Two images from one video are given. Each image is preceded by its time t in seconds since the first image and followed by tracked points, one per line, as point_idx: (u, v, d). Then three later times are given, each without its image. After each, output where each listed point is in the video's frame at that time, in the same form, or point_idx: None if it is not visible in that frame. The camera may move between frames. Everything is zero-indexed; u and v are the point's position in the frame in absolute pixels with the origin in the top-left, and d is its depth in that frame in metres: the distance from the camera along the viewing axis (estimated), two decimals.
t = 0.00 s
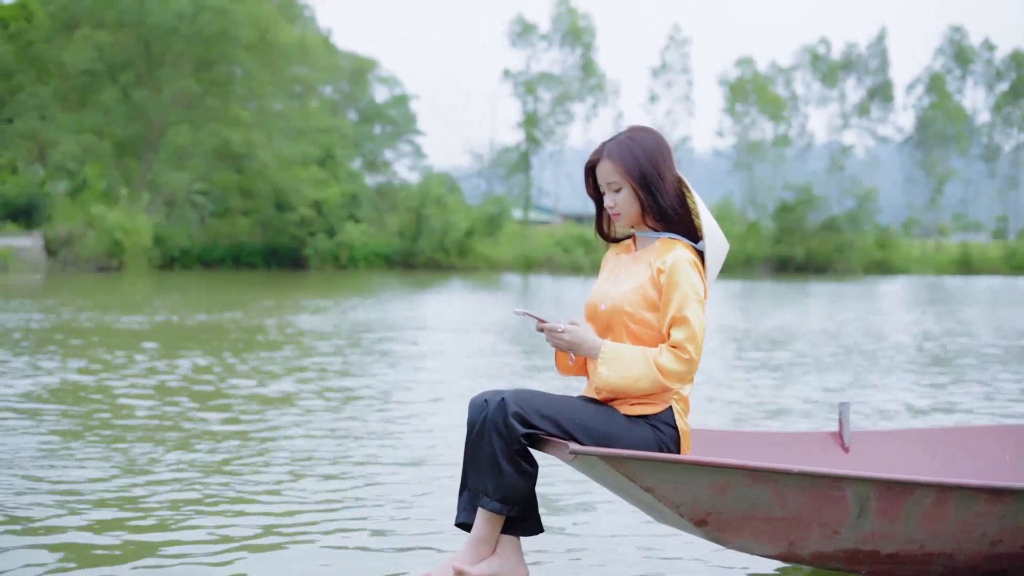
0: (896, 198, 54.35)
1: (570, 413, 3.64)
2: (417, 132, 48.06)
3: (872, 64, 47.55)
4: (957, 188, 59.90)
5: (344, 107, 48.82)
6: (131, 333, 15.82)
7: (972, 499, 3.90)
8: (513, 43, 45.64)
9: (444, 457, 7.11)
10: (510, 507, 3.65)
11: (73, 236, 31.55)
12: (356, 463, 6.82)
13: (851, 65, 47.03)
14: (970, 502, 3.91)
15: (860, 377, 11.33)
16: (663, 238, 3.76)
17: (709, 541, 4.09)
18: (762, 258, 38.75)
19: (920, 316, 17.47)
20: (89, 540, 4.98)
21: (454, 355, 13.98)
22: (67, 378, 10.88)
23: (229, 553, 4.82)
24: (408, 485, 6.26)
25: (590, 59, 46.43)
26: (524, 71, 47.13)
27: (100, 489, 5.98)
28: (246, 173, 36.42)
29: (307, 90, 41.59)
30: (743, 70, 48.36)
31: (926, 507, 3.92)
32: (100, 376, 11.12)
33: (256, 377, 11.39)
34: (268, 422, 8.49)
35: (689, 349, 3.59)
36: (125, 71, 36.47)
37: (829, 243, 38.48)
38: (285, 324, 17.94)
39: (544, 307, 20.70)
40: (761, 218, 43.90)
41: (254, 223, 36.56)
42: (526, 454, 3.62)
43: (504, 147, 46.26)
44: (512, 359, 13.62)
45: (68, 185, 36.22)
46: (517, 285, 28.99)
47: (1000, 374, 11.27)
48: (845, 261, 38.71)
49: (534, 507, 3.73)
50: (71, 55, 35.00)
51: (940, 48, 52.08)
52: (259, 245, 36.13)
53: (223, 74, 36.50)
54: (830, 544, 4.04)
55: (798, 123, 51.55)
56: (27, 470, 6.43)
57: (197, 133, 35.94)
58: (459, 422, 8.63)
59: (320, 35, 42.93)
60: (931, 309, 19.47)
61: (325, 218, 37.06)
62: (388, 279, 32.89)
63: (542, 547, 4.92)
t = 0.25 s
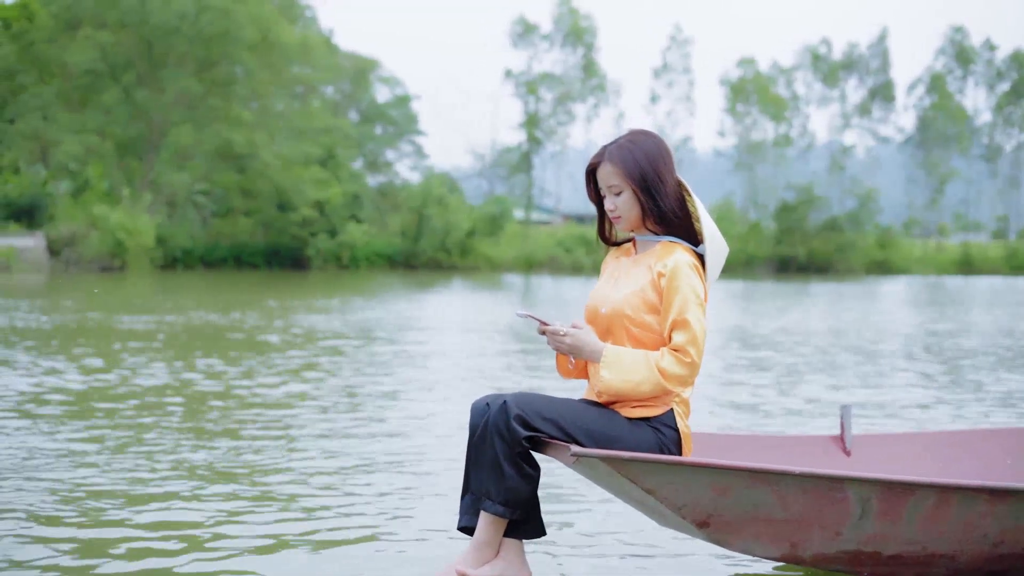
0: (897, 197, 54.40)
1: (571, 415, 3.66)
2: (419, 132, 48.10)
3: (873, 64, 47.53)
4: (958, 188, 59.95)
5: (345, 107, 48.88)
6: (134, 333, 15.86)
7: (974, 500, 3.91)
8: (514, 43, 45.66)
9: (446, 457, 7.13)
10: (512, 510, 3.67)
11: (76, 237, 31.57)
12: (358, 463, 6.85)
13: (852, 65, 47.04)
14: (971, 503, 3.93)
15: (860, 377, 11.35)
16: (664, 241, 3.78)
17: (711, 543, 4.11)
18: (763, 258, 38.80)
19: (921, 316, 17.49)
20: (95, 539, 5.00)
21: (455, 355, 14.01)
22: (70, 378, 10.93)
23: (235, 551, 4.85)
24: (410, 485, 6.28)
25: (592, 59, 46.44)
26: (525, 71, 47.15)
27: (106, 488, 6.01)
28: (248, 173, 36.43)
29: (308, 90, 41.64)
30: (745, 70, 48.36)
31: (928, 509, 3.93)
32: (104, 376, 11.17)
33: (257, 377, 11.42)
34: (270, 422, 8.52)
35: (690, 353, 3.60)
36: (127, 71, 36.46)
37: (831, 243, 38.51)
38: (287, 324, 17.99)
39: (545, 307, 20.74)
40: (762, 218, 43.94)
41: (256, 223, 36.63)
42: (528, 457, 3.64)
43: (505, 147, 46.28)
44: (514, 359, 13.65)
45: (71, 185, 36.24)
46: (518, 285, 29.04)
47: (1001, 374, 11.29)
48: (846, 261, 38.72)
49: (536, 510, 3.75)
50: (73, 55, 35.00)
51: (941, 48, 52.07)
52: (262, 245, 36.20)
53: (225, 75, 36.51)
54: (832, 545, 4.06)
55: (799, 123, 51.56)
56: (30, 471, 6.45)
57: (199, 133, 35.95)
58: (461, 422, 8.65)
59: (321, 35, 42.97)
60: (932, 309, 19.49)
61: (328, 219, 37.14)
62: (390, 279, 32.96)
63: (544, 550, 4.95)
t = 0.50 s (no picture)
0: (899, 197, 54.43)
1: (572, 417, 3.67)
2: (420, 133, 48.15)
3: (874, 64, 47.48)
4: (959, 188, 60.02)
5: (346, 107, 48.95)
6: (136, 333, 15.90)
7: (975, 501, 3.93)
8: (516, 44, 45.67)
9: (448, 457, 7.16)
10: (514, 513, 3.68)
11: (78, 237, 31.61)
12: (359, 464, 6.87)
13: (854, 66, 47.02)
14: (971, 504, 3.94)
15: (860, 377, 11.37)
16: (664, 244, 3.79)
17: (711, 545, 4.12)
18: (764, 258, 38.81)
19: (922, 316, 17.50)
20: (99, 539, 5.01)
21: (455, 355, 14.04)
22: (74, 377, 10.98)
23: (240, 552, 4.86)
24: (413, 485, 6.30)
25: (593, 59, 46.44)
26: (527, 72, 47.15)
27: (109, 489, 6.02)
28: (250, 173, 36.45)
29: (309, 90, 41.68)
30: (746, 70, 48.36)
31: (929, 510, 3.95)
32: (107, 376, 11.21)
33: (258, 377, 11.45)
34: (273, 421, 8.55)
35: (691, 356, 3.61)
36: (129, 71, 36.43)
37: (832, 243, 38.52)
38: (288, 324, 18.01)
39: (546, 307, 20.77)
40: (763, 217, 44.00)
41: (257, 223, 36.70)
42: (530, 460, 3.66)
43: (507, 147, 46.28)
44: (515, 359, 13.69)
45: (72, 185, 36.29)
46: (520, 285, 29.08)
47: (1001, 373, 11.31)
48: (847, 261, 38.72)
49: (539, 513, 3.77)
50: (75, 55, 35.01)
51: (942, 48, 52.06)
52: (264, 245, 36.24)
53: (227, 75, 36.50)
54: (832, 546, 4.07)
55: (801, 123, 51.55)
56: (31, 471, 6.46)
57: (201, 133, 35.95)
58: (463, 423, 8.68)
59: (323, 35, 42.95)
60: (932, 309, 19.51)
61: (330, 218, 37.19)
62: (392, 279, 32.99)
63: (545, 552, 4.96)
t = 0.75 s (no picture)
0: (900, 198, 54.42)
1: (572, 419, 3.65)
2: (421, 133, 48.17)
3: (876, 65, 47.42)
4: (960, 188, 60.01)
5: (348, 106, 48.99)
6: (135, 333, 15.92)
7: (977, 501, 3.92)
8: (517, 44, 45.65)
9: (450, 457, 7.17)
10: (515, 514, 3.67)
11: (81, 237, 31.64)
12: (358, 463, 6.87)
13: (855, 66, 46.99)
14: (972, 505, 3.94)
15: (861, 377, 11.37)
16: (664, 246, 3.79)
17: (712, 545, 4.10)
18: (765, 258, 38.79)
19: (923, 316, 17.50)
20: (97, 540, 5.01)
21: (455, 355, 14.04)
22: (76, 377, 10.98)
23: (239, 553, 4.85)
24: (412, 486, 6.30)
25: (595, 59, 46.42)
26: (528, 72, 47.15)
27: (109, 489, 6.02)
28: (252, 174, 36.45)
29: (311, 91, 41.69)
30: (747, 70, 48.33)
31: (929, 510, 3.94)
32: (109, 376, 11.22)
33: (258, 377, 11.47)
34: (275, 422, 8.56)
35: (691, 357, 3.62)
36: (131, 71, 36.45)
37: (833, 243, 38.48)
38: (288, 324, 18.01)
39: (546, 307, 20.77)
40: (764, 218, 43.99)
41: (259, 222, 36.69)
42: (530, 462, 3.64)
43: (508, 147, 46.26)
44: (516, 359, 13.69)
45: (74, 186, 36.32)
46: (521, 285, 29.10)
47: (1002, 373, 11.31)
48: (849, 262, 38.71)
49: (539, 514, 3.76)
50: (77, 56, 35.01)
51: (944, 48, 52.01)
52: (265, 245, 36.23)
53: (228, 75, 36.50)
54: (833, 547, 4.06)
55: (802, 123, 51.50)
56: (28, 471, 6.46)
57: (204, 134, 35.94)
58: (462, 423, 8.69)
59: (324, 35, 42.95)
60: (934, 309, 19.51)
61: (331, 218, 37.05)
62: (394, 279, 33.02)
63: (545, 554, 4.96)
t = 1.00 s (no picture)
0: (903, 198, 54.38)
1: (571, 419, 3.62)
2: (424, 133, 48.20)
3: (877, 65, 47.39)
4: (962, 188, 59.98)
5: (350, 107, 49.06)
6: (138, 333, 15.95)
7: (977, 501, 3.85)
8: (519, 44, 45.68)
9: (451, 457, 7.17)
10: (516, 515, 3.64)
11: (83, 237, 31.70)
12: (357, 464, 6.85)
13: (856, 66, 46.98)
14: (973, 505, 3.86)
15: (861, 377, 11.35)
16: (664, 247, 3.80)
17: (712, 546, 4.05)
18: (767, 258, 38.76)
19: (925, 316, 17.47)
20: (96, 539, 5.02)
21: (456, 355, 14.04)
22: (78, 378, 11.01)
23: (236, 554, 4.85)
24: (410, 486, 6.28)
25: (596, 59, 46.44)
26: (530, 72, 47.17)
27: (109, 488, 6.03)
28: (254, 174, 36.46)
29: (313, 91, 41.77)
30: (749, 71, 48.33)
31: (930, 510, 3.86)
32: (112, 376, 11.23)
33: (258, 377, 11.48)
34: (277, 422, 8.57)
35: (690, 357, 3.62)
36: (134, 72, 36.51)
37: (835, 243, 38.44)
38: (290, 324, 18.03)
39: (548, 306, 20.77)
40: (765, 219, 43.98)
41: (261, 222, 36.70)
42: (530, 463, 3.61)
43: (510, 148, 46.27)
44: (518, 359, 13.69)
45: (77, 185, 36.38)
46: (523, 285, 29.09)
47: (1004, 374, 11.28)
48: (850, 262, 38.66)
49: (540, 515, 3.73)
50: (79, 56, 35.06)
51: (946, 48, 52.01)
52: (267, 245, 36.24)
53: (231, 75, 36.54)
54: (833, 547, 3.99)
55: (804, 123, 51.49)
56: (29, 470, 6.47)
57: (206, 134, 35.97)
58: (462, 423, 8.67)
59: (326, 36, 43.00)
60: (936, 309, 19.48)
61: (333, 219, 36.91)
62: (395, 279, 32.99)
63: (546, 556, 4.93)
